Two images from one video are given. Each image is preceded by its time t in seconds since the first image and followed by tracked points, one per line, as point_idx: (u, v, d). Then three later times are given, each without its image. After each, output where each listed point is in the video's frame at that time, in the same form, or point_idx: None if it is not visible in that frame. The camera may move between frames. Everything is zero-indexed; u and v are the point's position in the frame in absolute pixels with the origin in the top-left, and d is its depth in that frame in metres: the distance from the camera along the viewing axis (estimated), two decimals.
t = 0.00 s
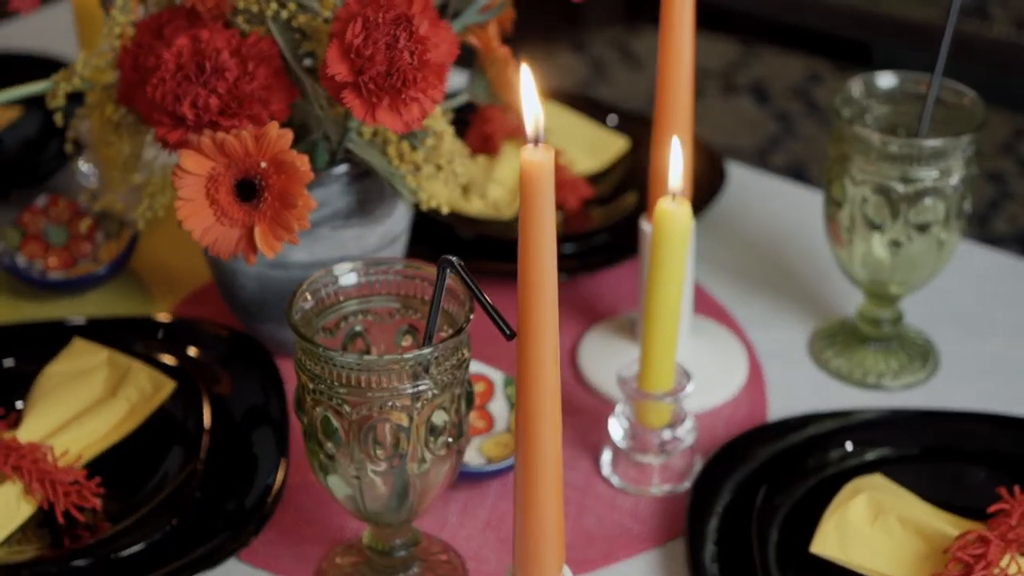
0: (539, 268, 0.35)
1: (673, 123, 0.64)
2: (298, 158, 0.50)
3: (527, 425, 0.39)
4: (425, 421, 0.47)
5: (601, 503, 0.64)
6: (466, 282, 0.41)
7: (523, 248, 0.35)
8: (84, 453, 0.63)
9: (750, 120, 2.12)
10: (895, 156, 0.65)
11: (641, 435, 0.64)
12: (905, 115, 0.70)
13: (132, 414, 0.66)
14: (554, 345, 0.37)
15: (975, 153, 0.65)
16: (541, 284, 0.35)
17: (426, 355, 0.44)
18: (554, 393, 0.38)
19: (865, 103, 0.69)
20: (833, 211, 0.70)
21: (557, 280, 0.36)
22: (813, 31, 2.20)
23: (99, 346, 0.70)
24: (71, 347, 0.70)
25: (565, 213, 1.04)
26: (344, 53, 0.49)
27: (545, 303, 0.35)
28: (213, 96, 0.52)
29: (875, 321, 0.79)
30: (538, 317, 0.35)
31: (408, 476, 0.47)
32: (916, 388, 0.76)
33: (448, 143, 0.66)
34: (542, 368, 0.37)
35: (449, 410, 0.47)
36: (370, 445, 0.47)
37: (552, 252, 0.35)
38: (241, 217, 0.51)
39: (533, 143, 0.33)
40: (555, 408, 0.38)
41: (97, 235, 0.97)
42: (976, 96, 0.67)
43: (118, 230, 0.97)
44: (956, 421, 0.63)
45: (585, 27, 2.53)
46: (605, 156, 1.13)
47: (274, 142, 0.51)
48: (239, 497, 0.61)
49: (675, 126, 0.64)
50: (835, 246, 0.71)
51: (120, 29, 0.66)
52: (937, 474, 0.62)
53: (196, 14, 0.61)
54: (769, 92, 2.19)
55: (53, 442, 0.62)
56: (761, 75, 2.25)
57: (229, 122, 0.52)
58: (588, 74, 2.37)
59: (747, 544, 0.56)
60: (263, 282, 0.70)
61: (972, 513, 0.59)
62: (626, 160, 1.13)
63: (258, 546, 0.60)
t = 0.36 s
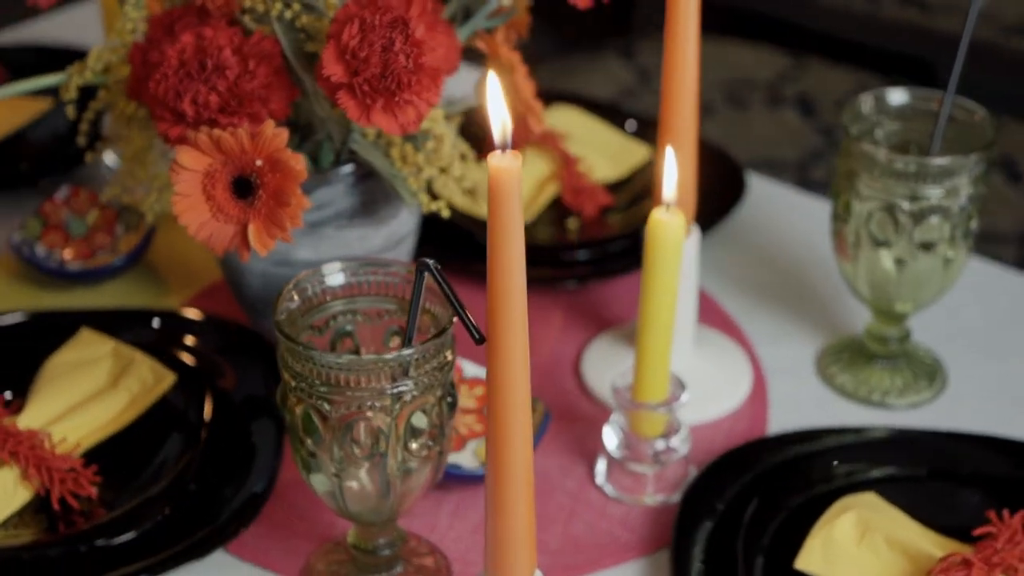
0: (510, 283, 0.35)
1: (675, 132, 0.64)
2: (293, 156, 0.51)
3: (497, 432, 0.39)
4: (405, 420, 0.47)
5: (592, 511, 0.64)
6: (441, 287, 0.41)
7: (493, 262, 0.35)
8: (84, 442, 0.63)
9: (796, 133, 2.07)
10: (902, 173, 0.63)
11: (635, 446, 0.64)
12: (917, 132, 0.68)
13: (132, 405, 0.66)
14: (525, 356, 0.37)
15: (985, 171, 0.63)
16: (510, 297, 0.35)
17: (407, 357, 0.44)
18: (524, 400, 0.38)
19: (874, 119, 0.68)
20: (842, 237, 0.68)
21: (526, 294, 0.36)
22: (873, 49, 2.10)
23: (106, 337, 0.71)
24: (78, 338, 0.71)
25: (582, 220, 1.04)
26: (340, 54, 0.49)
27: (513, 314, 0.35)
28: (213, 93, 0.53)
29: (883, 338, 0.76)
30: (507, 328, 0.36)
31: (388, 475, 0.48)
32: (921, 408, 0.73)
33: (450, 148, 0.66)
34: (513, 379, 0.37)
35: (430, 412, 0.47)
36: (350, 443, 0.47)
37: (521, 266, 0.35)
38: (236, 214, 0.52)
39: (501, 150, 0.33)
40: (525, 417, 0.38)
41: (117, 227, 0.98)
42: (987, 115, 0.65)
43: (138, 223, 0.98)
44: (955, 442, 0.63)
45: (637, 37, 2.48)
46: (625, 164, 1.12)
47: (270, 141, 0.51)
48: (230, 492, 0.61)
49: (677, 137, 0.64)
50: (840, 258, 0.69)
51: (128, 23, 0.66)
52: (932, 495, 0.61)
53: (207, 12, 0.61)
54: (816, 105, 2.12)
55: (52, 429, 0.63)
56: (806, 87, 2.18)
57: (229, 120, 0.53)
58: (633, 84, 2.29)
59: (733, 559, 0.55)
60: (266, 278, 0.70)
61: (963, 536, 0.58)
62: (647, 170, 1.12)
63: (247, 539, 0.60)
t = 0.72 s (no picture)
0: (481, 287, 0.35)
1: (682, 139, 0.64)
2: (292, 153, 0.52)
3: (470, 433, 0.39)
4: (391, 417, 0.47)
5: (586, 515, 0.64)
6: (423, 290, 0.41)
7: (466, 266, 0.35)
8: (89, 428, 0.65)
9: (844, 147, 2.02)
10: (909, 186, 0.61)
11: (632, 451, 0.64)
12: (929, 145, 0.67)
13: (138, 393, 0.67)
14: (498, 358, 0.37)
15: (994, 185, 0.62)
16: (480, 300, 0.35)
17: (393, 354, 0.45)
18: (497, 400, 0.38)
19: (884, 132, 0.67)
20: (851, 252, 0.66)
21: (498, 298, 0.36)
22: (914, 52, 1.96)
23: (118, 325, 0.72)
24: (91, 326, 0.72)
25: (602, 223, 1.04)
26: (340, 54, 0.50)
27: (484, 317, 0.36)
28: (218, 89, 0.54)
29: (891, 352, 0.75)
30: (478, 329, 0.36)
31: (374, 470, 0.48)
32: (928, 422, 0.72)
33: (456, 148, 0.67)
34: (486, 380, 0.37)
35: (417, 409, 0.48)
36: (336, 437, 0.47)
37: (492, 269, 0.35)
38: (236, 208, 0.53)
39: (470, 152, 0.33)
40: (499, 418, 0.39)
41: (141, 217, 0.99)
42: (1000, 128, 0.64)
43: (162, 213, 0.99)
44: (952, 460, 0.62)
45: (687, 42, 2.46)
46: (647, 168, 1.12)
47: (270, 137, 0.52)
48: (229, 483, 0.62)
49: (684, 145, 0.64)
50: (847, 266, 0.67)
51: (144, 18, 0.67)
52: (927, 510, 0.61)
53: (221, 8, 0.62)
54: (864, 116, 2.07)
55: (59, 415, 0.64)
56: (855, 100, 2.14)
57: (233, 115, 0.54)
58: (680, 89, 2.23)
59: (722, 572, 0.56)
60: (275, 272, 0.71)
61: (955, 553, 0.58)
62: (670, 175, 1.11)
63: (242, 530, 0.61)
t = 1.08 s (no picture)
0: (462, 289, 0.36)
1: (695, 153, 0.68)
2: (300, 151, 0.52)
3: (454, 434, 0.39)
4: (385, 416, 0.48)
5: (586, 521, 0.64)
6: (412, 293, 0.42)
7: (446, 269, 0.36)
8: (99, 416, 0.66)
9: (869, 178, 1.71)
10: (921, 203, 0.61)
11: (634, 459, 0.65)
12: (945, 162, 0.66)
13: (150, 384, 0.68)
14: (479, 362, 0.38)
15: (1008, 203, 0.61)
16: (462, 303, 0.36)
17: (387, 354, 0.45)
18: (480, 398, 0.39)
19: (899, 147, 0.66)
20: (862, 266, 0.66)
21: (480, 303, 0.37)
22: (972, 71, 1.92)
23: (133, 317, 0.73)
24: (108, 316, 0.73)
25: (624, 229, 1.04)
26: (347, 55, 0.51)
27: (466, 320, 0.36)
28: (230, 87, 0.55)
29: (903, 368, 0.75)
30: (460, 327, 0.36)
31: (364, 469, 0.49)
32: (939, 440, 0.71)
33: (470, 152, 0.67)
34: (468, 382, 0.38)
35: (410, 410, 0.48)
36: (329, 434, 0.48)
37: (473, 272, 0.36)
38: (243, 205, 0.54)
39: (453, 157, 0.34)
40: (482, 419, 0.39)
41: (170, 210, 1.00)
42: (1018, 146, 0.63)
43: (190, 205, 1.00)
44: (954, 481, 0.62)
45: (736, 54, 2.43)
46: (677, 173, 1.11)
47: (278, 135, 0.53)
48: (234, 476, 0.63)
49: (697, 147, 0.67)
50: (858, 277, 0.66)
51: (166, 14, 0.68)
52: (927, 529, 0.60)
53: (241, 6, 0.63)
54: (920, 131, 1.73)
55: (72, 403, 0.65)
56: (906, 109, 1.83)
57: (244, 113, 0.55)
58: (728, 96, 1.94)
59: None
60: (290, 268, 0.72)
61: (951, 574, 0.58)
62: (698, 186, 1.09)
63: (244, 524, 0.62)
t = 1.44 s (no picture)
0: (465, 298, 0.36)
1: (721, 170, 0.67)
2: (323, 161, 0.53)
3: (457, 442, 0.40)
4: (395, 426, 0.48)
5: (602, 534, 0.64)
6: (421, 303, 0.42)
7: (449, 277, 0.36)
8: (128, 415, 0.67)
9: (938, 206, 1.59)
10: (949, 225, 0.60)
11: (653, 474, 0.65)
12: (976, 184, 0.65)
13: (178, 384, 0.70)
14: (482, 372, 0.38)
15: None
16: (464, 310, 0.37)
17: (399, 364, 0.46)
18: (483, 406, 0.39)
19: (930, 168, 0.65)
20: (889, 286, 0.65)
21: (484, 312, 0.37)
22: None
23: (166, 317, 0.75)
24: (142, 316, 0.75)
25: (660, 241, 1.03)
26: (371, 66, 0.51)
27: (469, 327, 0.37)
28: (258, 94, 0.56)
29: (931, 391, 0.74)
30: (463, 333, 0.37)
31: (376, 477, 0.49)
32: (967, 464, 0.70)
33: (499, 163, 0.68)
34: (470, 390, 0.38)
35: (422, 419, 0.49)
36: (342, 441, 0.49)
37: (476, 277, 0.36)
38: (268, 211, 0.54)
39: (454, 173, 0.35)
40: (485, 428, 0.39)
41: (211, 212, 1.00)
42: None
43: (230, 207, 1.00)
44: (977, 507, 0.61)
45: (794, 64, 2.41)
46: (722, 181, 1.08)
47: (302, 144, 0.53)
48: (257, 479, 0.64)
49: (723, 160, 0.67)
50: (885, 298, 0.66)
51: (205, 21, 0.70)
52: (948, 556, 0.59)
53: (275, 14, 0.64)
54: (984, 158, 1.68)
55: (101, 402, 0.66)
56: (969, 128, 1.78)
57: (271, 120, 0.56)
58: (788, 109, 1.94)
59: None
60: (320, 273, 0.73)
61: None
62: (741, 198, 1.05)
63: (264, 526, 0.63)
